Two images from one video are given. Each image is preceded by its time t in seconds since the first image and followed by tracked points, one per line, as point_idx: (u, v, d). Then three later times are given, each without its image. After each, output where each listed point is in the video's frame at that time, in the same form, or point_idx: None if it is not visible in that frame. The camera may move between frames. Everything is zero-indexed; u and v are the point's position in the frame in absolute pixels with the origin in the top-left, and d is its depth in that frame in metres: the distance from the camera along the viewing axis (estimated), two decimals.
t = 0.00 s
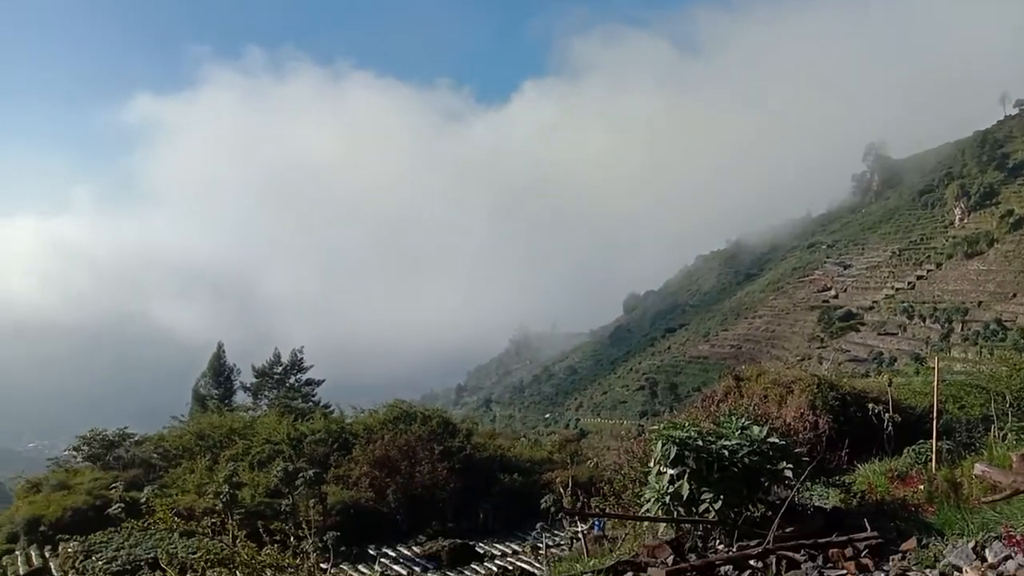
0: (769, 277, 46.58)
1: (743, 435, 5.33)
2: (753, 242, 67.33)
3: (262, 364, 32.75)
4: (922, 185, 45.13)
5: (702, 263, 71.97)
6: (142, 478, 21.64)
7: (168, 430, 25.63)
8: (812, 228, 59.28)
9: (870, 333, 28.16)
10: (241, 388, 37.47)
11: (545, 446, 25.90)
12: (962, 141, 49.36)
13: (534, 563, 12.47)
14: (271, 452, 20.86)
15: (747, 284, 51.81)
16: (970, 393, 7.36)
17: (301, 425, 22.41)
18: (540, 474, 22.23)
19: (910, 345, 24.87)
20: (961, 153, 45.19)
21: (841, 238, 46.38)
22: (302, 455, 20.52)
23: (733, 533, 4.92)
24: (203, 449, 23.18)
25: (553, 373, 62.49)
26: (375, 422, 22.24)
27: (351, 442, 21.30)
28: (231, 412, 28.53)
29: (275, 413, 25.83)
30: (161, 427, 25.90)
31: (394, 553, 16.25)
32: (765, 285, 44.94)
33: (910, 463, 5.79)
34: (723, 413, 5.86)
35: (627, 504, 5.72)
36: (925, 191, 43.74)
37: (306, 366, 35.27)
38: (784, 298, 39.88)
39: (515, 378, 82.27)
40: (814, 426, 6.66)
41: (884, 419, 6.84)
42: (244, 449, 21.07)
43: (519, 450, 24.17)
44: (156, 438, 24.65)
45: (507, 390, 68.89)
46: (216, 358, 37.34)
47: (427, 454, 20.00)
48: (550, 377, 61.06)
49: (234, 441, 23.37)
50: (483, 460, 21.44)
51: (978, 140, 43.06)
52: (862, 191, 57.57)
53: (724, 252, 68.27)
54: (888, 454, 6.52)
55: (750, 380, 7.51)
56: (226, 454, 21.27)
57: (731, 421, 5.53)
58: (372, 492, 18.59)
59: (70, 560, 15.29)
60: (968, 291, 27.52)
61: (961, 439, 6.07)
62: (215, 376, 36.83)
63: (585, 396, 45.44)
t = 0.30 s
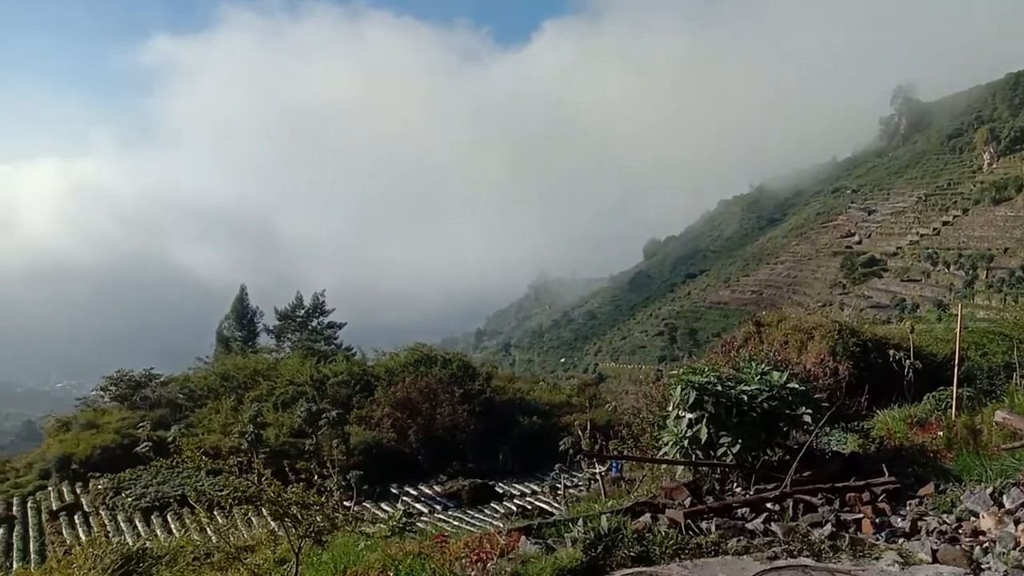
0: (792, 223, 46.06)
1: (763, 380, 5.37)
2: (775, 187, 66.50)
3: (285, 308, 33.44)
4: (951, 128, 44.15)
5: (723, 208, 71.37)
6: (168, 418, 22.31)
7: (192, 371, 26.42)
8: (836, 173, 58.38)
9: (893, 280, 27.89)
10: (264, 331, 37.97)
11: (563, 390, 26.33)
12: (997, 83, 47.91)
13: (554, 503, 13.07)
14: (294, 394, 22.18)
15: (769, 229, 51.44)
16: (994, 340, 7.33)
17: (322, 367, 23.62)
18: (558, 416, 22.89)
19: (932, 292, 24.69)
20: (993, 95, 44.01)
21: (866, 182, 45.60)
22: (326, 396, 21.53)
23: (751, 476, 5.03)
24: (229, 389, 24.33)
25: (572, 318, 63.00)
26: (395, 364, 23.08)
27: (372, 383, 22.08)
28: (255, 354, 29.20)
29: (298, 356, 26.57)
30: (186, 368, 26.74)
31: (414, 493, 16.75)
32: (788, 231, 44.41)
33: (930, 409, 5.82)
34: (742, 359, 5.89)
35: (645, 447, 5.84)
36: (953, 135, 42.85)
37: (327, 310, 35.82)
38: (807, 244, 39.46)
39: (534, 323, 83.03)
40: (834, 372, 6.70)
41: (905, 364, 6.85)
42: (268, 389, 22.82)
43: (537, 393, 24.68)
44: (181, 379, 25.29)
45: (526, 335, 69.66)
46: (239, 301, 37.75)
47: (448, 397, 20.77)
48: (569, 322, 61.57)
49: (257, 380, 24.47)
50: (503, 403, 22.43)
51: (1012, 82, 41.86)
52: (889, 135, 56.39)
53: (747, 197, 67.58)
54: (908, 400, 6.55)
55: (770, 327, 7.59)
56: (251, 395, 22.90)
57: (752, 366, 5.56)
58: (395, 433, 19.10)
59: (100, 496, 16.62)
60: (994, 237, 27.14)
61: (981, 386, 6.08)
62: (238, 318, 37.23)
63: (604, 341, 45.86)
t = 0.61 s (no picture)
0: (821, 189, 45.53)
1: (790, 347, 5.35)
2: (804, 153, 65.77)
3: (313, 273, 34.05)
4: (988, 93, 43.33)
5: (751, 174, 70.77)
6: (198, 380, 23.08)
7: (223, 335, 27.12)
8: (868, 138, 57.55)
9: (923, 247, 27.56)
10: (292, 295, 38.43)
11: (589, 355, 26.57)
12: None
13: (584, 471, 14.01)
14: (322, 356, 23.24)
15: (798, 195, 51.05)
16: None
17: (348, 331, 24.75)
18: (584, 382, 23.34)
19: (964, 260, 24.40)
20: None
21: (899, 147, 44.94)
22: (354, 359, 22.73)
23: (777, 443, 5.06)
24: (258, 352, 24.94)
25: (597, 284, 63.26)
26: (421, 330, 24.11)
27: (398, 348, 23.32)
28: (284, 318, 29.85)
29: (325, 322, 27.39)
30: (217, 332, 27.58)
31: (440, 455, 17.74)
32: (818, 197, 43.91)
33: (959, 378, 5.81)
34: (770, 326, 5.87)
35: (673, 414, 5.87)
36: (990, 99, 42.10)
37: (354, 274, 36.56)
38: (837, 210, 38.92)
39: (558, 289, 83.58)
40: (863, 340, 6.71)
41: (934, 332, 6.83)
42: (297, 352, 23.72)
43: (564, 359, 25.04)
44: (211, 343, 25.79)
45: (550, 301, 70.24)
46: (267, 265, 38.15)
47: (473, 361, 21.36)
48: (594, 288, 61.83)
49: (285, 344, 25.08)
50: (529, 367, 22.94)
51: None
52: (922, 99, 55.34)
53: (776, 163, 66.97)
54: (936, 368, 6.56)
55: (799, 297, 7.65)
56: (280, 357, 23.86)
57: (779, 333, 5.54)
58: (421, 397, 20.01)
59: (134, 457, 17.13)
60: None
61: (1013, 355, 6.06)
62: (267, 282, 37.51)
63: (629, 307, 46.10)
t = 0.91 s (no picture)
0: (859, 189, 44.71)
1: (827, 350, 5.31)
2: (842, 153, 64.60)
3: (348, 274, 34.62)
4: None
5: (787, 175, 69.77)
6: (237, 378, 23.58)
7: (260, 334, 27.77)
8: (908, 137, 56.31)
9: (964, 249, 26.86)
10: (328, 295, 39.11)
11: (622, 356, 26.53)
12: None
13: (616, 474, 13.97)
14: (357, 355, 23.59)
15: (835, 196, 50.21)
16: None
17: (382, 332, 25.10)
18: (616, 383, 23.32)
19: (1007, 262, 23.76)
20: None
21: (939, 147, 43.91)
22: (388, 358, 23.01)
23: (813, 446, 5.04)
24: (294, 350, 25.41)
25: (631, 285, 63.03)
26: (456, 330, 24.35)
27: (432, 348, 23.59)
28: (321, 318, 30.43)
29: (362, 322, 27.79)
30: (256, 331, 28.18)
31: (473, 455, 17.87)
32: (855, 198, 43.12)
33: (1001, 383, 5.72)
34: (807, 328, 5.84)
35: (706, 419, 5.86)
36: None
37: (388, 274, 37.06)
38: (875, 211, 38.14)
39: (592, 290, 83.48)
40: (901, 344, 6.64)
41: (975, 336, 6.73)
42: (333, 351, 24.13)
43: (596, 360, 25.09)
44: (249, 342, 26.44)
45: (584, 302, 70.20)
46: (304, 265, 38.93)
47: (506, 361, 21.40)
48: (628, 290, 61.64)
49: (321, 343, 25.51)
50: (562, 368, 22.89)
51: None
52: (964, 97, 53.93)
53: (813, 163, 65.89)
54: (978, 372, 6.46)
55: (836, 298, 7.57)
56: (316, 356, 24.29)
57: (816, 337, 5.51)
58: (455, 397, 20.25)
59: (173, 452, 17.64)
60: None
61: None
62: (304, 282, 38.31)
63: (663, 309, 45.89)
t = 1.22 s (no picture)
0: (904, 189, 43.50)
1: (872, 352, 5.24)
2: (888, 151, 62.90)
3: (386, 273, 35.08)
4: None
5: (831, 174, 68.25)
6: (278, 375, 24.10)
7: (301, 331, 28.35)
8: (957, 135, 54.54)
9: (1014, 250, 25.91)
10: (368, 293, 39.71)
11: (660, 357, 26.35)
12: None
13: (654, 475, 13.88)
14: (396, 354, 23.91)
15: (880, 195, 48.99)
16: None
17: (420, 330, 25.39)
18: (654, 385, 23.16)
19: None
20: None
21: (989, 144, 42.44)
22: (426, 357, 23.27)
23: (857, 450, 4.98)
24: (334, 348, 25.86)
25: (669, 285, 62.51)
26: (493, 329, 24.56)
27: (469, 347, 23.82)
28: (360, 316, 30.95)
29: (401, 321, 28.17)
30: (297, 329, 28.75)
31: (510, 454, 17.93)
32: (900, 197, 41.97)
33: None
34: (851, 331, 5.77)
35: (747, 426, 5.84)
36: None
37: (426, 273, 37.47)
38: (920, 211, 37.02)
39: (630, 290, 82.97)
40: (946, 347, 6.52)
41: None
42: (372, 350, 24.51)
43: (634, 361, 25.00)
44: (290, 339, 27.01)
45: (622, 302, 69.84)
46: (344, 264, 39.61)
47: (543, 361, 21.39)
48: (666, 290, 61.15)
49: (361, 341, 25.92)
50: (599, 369, 22.75)
51: None
52: (1017, 92, 51.97)
53: (857, 162, 64.33)
54: None
55: (879, 301, 7.51)
56: (356, 354, 24.71)
57: (860, 339, 5.44)
58: (491, 396, 20.48)
59: (215, 448, 18.14)
60: None
61: None
62: (344, 281, 39.00)
63: (702, 309, 45.44)
